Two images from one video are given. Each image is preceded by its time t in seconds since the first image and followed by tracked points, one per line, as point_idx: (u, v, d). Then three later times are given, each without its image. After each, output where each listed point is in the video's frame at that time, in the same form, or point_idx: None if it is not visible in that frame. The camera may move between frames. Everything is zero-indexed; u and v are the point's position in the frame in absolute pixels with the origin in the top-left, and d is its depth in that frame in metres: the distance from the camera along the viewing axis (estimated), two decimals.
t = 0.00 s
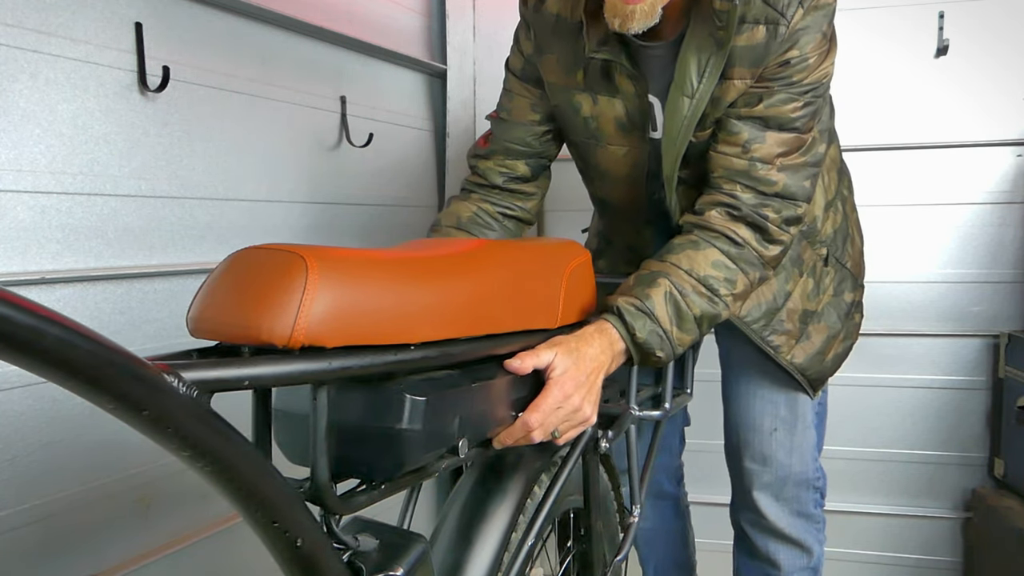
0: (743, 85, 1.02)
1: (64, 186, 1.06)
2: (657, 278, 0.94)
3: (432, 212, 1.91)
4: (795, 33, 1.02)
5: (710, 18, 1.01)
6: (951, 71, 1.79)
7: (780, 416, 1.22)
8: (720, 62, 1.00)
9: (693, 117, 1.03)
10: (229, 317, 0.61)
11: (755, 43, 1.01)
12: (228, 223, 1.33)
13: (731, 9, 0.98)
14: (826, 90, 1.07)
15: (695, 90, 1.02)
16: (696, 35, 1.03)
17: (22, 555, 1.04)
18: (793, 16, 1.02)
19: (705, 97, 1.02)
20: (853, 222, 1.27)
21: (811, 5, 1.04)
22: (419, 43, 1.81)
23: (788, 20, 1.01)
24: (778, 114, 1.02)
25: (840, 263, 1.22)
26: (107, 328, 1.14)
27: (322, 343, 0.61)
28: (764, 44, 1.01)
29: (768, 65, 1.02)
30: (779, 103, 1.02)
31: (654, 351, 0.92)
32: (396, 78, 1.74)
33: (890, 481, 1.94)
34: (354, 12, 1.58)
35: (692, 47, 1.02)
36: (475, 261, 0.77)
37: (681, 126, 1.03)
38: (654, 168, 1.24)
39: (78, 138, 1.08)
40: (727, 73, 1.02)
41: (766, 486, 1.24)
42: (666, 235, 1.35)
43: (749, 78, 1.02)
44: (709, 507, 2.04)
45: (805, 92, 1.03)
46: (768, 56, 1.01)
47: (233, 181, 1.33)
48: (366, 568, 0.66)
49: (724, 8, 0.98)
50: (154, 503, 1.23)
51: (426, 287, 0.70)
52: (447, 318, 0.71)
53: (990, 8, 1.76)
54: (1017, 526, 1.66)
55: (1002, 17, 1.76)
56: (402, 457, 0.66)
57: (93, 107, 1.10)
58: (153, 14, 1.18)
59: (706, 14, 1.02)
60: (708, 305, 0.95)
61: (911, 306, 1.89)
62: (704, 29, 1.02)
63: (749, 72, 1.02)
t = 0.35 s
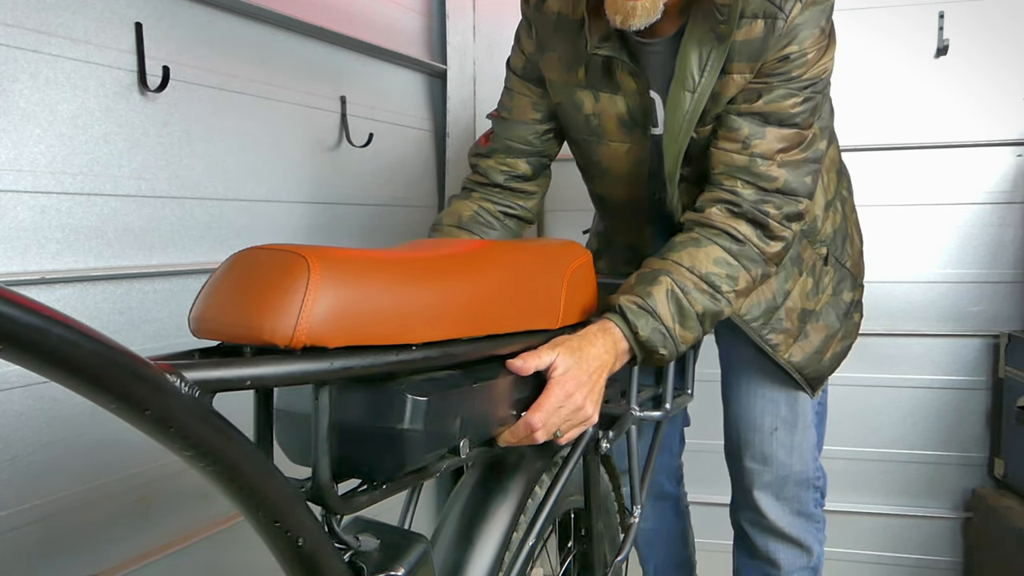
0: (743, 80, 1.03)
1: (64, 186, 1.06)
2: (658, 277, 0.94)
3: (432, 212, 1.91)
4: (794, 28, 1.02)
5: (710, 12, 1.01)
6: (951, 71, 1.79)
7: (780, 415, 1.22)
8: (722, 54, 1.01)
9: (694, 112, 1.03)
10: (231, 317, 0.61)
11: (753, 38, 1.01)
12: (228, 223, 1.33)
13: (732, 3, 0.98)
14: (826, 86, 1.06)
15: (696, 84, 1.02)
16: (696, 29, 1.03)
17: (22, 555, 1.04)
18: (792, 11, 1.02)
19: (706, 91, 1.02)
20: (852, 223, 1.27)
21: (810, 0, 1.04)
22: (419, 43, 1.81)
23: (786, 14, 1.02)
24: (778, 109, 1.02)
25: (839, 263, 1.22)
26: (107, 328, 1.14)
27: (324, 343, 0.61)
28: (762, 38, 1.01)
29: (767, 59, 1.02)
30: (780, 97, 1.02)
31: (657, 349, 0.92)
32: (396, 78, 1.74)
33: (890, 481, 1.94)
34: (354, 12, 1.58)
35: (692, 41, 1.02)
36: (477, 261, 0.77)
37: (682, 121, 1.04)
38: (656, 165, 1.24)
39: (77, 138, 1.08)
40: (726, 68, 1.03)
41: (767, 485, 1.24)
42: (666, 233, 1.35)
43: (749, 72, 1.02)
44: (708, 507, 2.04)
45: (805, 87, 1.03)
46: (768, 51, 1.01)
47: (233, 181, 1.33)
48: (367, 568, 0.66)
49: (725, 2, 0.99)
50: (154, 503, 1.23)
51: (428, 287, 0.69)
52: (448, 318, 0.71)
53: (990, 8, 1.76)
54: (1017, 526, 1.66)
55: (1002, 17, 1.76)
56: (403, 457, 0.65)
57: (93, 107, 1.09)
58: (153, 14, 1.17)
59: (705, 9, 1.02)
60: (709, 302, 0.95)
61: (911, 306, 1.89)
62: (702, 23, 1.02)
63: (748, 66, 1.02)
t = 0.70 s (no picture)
0: (743, 80, 1.03)
1: (64, 186, 1.06)
2: (656, 278, 0.94)
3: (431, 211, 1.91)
4: (795, 29, 1.02)
5: (712, 14, 1.01)
6: (951, 71, 1.79)
7: (779, 415, 1.22)
8: (722, 55, 1.00)
9: (694, 111, 1.03)
10: (230, 317, 0.61)
11: (754, 38, 1.01)
12: (228, 223, 1.33)
13: (733, 3, 0.98)
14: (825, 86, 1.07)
15: (696, 84, 1.02)
16: (697, 29, 1.03)
17: (22, 554, 1.04)
18: (793, 11, 1.02)
19: (706, 91, 1.02)
20: (850, 222, 1.27)
21: (811, 1, 1.04)
22: (419, 43, 1.81)
23: (788, 15, 1.02)
24: (778, 109, 1.02)
25: (837, 262, 1.22)
26: (107, 328, 1.14)
27: (323, 343, 0.61)
28: (763, 38, 1.01)
29: (767, 60, 1.02)
30: (781, 97, 1.02)
31: (656, 350, 0.92)
32: (396, 78, 1.74)
33: (890, 481, 1.94)
34: (354, 12, 1.58)
35: (692, 42, 1.02)
36: (476, 261, 0.77)
37: (682, 121, 1.04)
38: (658, 162, 1.24)
39: (77, 138, 1.08)
40: (727, 68, 1.03)
41: (766, 485, 1.24)
42: (664, 232, 1.36)
43: (749, 72, 1.02)
44: (708, 507, 2.04)
45: (805, 87, 1.03)
46: (768, 50, 1.01)
47: (233, 181, 1.33)
48: (367, 568, 0.66)
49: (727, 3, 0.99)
50: (154, 503, 1.23)
51: (427, 287, 0.70)
52: (447, 317, 0.71)
53: (990, 8, 1.76)
54: (1017, 526, 1.66)
55: (1002, 17, 1.76)
56: (402, 457, 0.65)
57: (93, 107, 1.09)
58: (153, 14, 1.17)
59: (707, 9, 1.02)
60: (708, 303, 0.95)
61: (911, 306, 1.89)
62: (703, 23, 1.02)
63: (749, 66, 1.02)
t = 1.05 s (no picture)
0: (745, 83, 1.03)
1: (64, 186, 1.06)
2: (658, 279, 0.94)
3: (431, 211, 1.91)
4: (796, 32, 1.02)
5: (715, 17, 1.02)
6: (951, 71, 1.79)
7: (779, 414, 1.22)
8: (724, 59, 1.01)
9: (696, 115, 1.03)
10: (230, 317, 0.61)
11: (756, 41, 1.01)
12: (228, 223, 1.33)
13: (736, 7, 0.99)
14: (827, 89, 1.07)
15: (699, 88, 1.02)
16: (698, 34, 1.03)
17: (23, 554, 1.04)
18: (794, 15, 1.03)
19: (708, 95, 1.02)
20: (851, 221, 1.27)
21: (812, 4, 1.04)
22: (419, 43, 1.81)
23: (790, 19, 1.02)
24: (781, 111, 1.02)
25: (839, 262, 1.22)
26: (107, 328, 1.14)
27: (323, 344, 0.61)
28: (765, 42, 1.01)
29: (769, 63, 1.02)
30: (784, 99, 1.02)
31: (659, 352, 0.92)
32: (396, 78, 1.74)
33: (890, 481, 1.94)
34: (354, 12, 1.58)
35: (693, 46, 1.03)
36: (476, 261, 0.77)
37: (685, 124, 1.04)
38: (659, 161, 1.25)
39: (77, 138, 1.08)
40: (728, 71, 1.03)
41: (765, 484, 1.24)
42: (664, 234, 1.36)
43: (751, 75, 1.02)
44: (708, 507, 2.04)
45: (808, 89, 1.03)
46: (770, 53, 1.02)
47: (233, 181, 1.33)
48: (367, 568, 0.66)
49: (729, 7, 0.99)
50: (154, 503, 1.23)
51: (427, 287, 0.70)
52: (447, 318, 0.71)
53: (990, 8, 1.76)
54: (1017, 526, 1.66)
55: (1002, 17, 1.76)
56: (402, 457, 0.65)
57: (93, 107, 1.09)
58: (153, 14, 1.17)
59: (708, 14, 1.03)
60: (710, 304, 0.95)
61: (911, 306, 1.89)
62: (704, 28, 1.03)
63: (751, 70, 1.02)
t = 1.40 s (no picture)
0: (743, 82, 1.04)
1: (64, 186, 1.06)
2: (655, 277, 0.93)
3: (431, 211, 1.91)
4: (796, 31, 1.03)
5: (718, 19, 1.03)
6: (951, 71, 1.79)
7: (780, 414, 1.22)
8: (726, 60, 1.03)
9: (697, 118, 1.05)
10: (230, 317, 0.61)
11: (755, 40, 1.02)
12: (228, 223, 1.33)
13: (739, 7, 0.99)
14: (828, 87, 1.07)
15: (699, 89, 1.04)
16: (701, 35, 1.05)
17: (23, 554, 1.04)
18: (794, 15, 1.03)
19: (709, 97, 1.04)
20: (852, 220, 1.27)
21: (812, 4, 1.04)
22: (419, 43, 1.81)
23: (790, 18, 1.02)
24: (780, 104, 1.01)
25: (841, 261, 1.22)
26: (107, 328, 1.14)
27: (323, 344, 0.61)
28: (764, 41, 1.02)
29: (769, 62, 1.03)
30: (785, 93, 1.02)
31: (659, 351, 0.91)
32: (396, 78, 1.74)
33: (890, 480, 1.94)
34: (354, 12, 1.58)
35: (696, 47, 1.04)
36: (476, 261, 0.77)
37: (686, 124, 1.06)
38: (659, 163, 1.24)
39: (77, 138, 1.08)
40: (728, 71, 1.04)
41: (766, 484, 1.24)
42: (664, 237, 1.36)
43: (749, 75, 1.03)
44: (709, 507, 2.04)
45: (808, 84, 1.03)
46: (770, 52, 1.02)
47: (233, 181, 1.33)
48: (367, 568, 0.66)
49: (732, 7, 1.00)
50: (154, 503, 1.23)
51: (427, 287, 0.70)
52: (447, 318, 0.71)
53: (990, 8, 1.76)
54: (1017, 526, 1.66)
55: (1002, 17, 1.76)
56: (402, 457, 0.65)
57: (93, 107, 1.09)
58: (152, 14, 1.17)
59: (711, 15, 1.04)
60: (711, 300, 0.94)
61: (911, 306, 1.89)
62: (708, 29, 1.04)
63: (750, 69, 1.03)
